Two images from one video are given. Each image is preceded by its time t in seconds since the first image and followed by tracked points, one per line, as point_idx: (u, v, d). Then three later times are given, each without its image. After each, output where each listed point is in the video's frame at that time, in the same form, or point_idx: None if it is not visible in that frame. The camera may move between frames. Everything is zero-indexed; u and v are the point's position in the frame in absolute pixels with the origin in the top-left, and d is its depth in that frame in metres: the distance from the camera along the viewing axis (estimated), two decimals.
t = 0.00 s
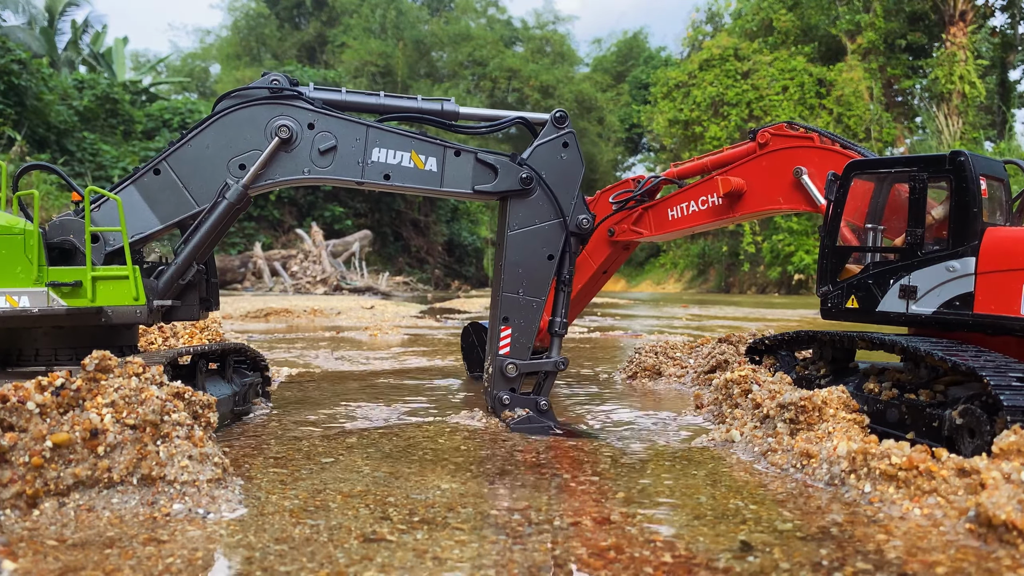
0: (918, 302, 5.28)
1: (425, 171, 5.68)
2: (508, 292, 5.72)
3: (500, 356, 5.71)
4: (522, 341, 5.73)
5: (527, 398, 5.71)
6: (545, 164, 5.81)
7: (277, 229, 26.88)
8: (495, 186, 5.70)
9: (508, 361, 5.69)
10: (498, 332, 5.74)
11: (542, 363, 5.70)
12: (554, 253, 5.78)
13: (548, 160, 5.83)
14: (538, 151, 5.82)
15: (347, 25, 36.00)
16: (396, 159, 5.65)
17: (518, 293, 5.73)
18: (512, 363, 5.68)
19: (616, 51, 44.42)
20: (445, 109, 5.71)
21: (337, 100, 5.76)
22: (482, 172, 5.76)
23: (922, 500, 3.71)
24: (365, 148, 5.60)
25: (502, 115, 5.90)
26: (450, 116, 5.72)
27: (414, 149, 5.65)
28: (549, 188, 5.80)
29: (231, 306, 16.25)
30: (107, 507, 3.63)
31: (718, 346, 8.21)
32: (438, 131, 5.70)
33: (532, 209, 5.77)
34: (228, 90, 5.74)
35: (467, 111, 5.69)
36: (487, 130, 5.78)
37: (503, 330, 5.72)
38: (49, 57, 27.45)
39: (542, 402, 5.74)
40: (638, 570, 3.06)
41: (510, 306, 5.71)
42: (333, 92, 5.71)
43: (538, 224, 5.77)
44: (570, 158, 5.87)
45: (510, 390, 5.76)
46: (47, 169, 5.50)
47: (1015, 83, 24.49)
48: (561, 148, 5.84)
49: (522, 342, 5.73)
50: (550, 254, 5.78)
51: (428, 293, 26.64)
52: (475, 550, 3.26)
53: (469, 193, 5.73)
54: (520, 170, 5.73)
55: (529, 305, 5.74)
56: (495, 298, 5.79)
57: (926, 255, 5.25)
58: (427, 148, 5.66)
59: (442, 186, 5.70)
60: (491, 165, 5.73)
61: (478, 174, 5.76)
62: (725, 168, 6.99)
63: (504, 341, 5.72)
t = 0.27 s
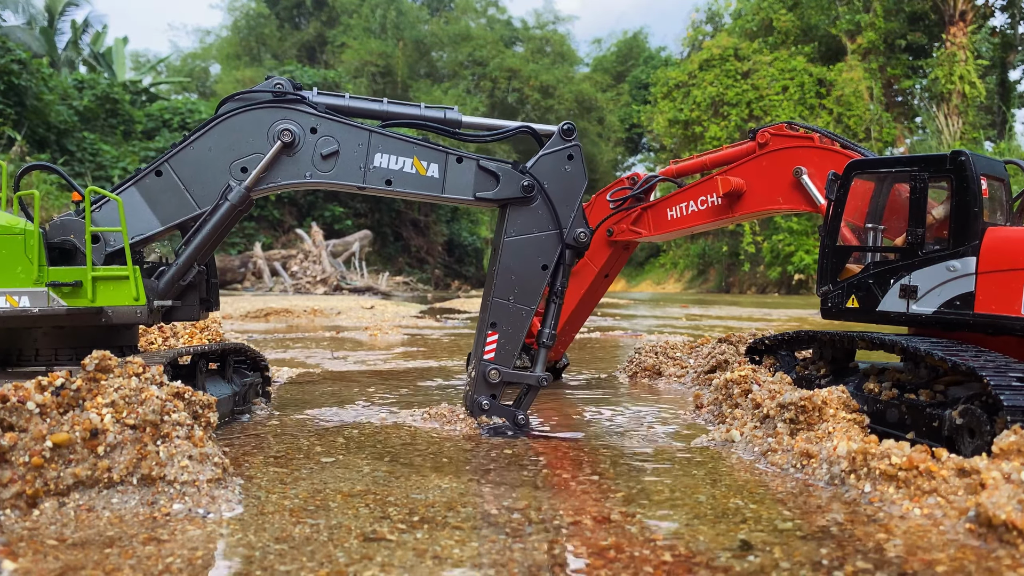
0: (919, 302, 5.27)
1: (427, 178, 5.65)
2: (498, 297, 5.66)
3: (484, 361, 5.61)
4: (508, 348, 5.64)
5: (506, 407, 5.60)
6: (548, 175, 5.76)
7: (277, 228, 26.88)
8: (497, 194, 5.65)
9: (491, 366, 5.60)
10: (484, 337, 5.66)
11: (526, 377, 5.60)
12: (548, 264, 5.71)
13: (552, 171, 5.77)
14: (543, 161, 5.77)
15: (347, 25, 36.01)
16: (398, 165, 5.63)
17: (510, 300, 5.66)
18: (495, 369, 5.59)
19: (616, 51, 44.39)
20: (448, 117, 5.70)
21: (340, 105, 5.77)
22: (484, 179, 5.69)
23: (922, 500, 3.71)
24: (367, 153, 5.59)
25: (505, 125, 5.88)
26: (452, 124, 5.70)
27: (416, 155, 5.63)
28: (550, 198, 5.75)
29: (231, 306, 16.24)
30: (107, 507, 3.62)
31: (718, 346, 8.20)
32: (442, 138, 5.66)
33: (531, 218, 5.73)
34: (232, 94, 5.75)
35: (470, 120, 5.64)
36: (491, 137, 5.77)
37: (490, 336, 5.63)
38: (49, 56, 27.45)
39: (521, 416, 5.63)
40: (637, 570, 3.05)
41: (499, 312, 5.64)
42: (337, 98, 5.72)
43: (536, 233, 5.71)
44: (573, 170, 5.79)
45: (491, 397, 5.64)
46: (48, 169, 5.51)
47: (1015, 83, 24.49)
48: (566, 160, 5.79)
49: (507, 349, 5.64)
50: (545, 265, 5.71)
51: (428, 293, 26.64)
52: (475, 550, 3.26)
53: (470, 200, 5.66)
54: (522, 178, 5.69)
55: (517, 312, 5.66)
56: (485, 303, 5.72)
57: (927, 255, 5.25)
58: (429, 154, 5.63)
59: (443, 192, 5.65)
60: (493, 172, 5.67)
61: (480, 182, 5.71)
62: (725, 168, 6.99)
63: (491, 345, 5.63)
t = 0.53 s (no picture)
0: (919, 302, 5.28)
1: (429, 183, 5.64)
2: (494, 303, 5.70)
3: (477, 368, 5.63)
4: (503, 354, 5.67)
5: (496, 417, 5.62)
6: (551, 183, 5.78)
7: (277, 228, 26.88)
8: (499, 201, 5.66)
9: (484, 373, 5.62)
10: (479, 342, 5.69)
11: (519, 389, 5.61)
12: (546, 272, 5.76)
13: (554, 180, 5.79)
14: (545, 169, 5.80)
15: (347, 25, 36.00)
16: (400, 170, 5.61)
17: (506, 306, 5.70)
18: (489, 375, 5.61)
19: (616, 51, 44.38)
20: (450, 124, 5.74)
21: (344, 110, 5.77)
22: (486, 186, 5.70)
23: (922, 500, 3.70)
24: (369, 158, 5.58)
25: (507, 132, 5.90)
26: (456, 130, 5.76)
27: (418, 160, 5.62)
28: (551, 206, 5.77)
29: (231, 306, 16.24)
30: (107, 506, 3.63)
31: (717, 346, 8.21)
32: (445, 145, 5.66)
33: (531, 225, 5.76)
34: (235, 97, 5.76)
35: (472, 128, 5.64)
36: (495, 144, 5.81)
37: (485, 342, 5.66)
38: (49, 56, 27.45)
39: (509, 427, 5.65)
40: (637, 570, 3.05)
41: (495, 318, 5.67)
42: (340, 102, 5.72)
43: (535, 241, 5.75)
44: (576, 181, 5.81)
45: (484, 403, 5.67)
46: (49, 169, 5.51)
47: (1015, 83, 24.51)
48: (569, 169, 5.80)
49: (502, 356, 5.68)
50: (542, 272, 5.76)
51: (428, 293, 26.63)
52: (475, 549, 3.26)
53: (472, 206, 5.67)
54: (524, 185, 5.71)
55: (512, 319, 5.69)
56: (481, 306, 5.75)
57: (927, 255, 5.25)
58: (432, 159, 5.62)
59: (445, 199, 5.65)
60: (495, 179, 5.68)
61: (482, 189, 5.71)
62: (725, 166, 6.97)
63: (485, 351, 5.67)
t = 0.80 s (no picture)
0: (919, 302, 5.28)
1: (429, 182, 5.64)
2: (494, 300, 5.69)
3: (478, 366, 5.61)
4: (503, 352, 5.67)
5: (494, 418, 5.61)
6: (552, 182, 5.75)
7: (277, 229, 26.90)
8: (499, 199, 5.67)
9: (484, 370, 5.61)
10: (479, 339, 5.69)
11: (517, 392, 5.56)
12: (546, 271, 5.74)
13: (553, 177, 5.77)
14: (545, 168, 5.77)
15: (347, 25, 35.99)
16: (400, 169, 5.62)
17: (507, 304, 5.69)
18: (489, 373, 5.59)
19: (616, 51, 44.37)
20: (450, 122, 5.70)
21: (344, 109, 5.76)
22: (486, 185, 5.70)
23: (922, 500, 3.70)
24: (369, 157, 5.58)
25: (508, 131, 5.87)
26: (455, 129, 5.72)
27: (418, 159, 5.62)
28: (551, 205, 5.75)
29: (231, 306, 16.25)
30: (107, 507, 3.63)
31: (717, 346, 8.21)
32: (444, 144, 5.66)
33: (531, 224, 5.74)
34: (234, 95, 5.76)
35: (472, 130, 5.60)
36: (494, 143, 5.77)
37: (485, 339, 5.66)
38: (49, 57, 27.46)
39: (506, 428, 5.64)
40: (637, 569, 3.05)
41: (495, 316, 5.67)
42: (340, 101, 5.72)
43: (535, 240, 5.74)
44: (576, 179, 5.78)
45: (484, 400, 5.65)
46: (48, 169, 5.50)
47: (1015, 83, 24.52)
48: (569, 167, 5.77)
49: (502, 354, 5.67)
50: (542, 271, 5.74)
51: (428, 293, 26.63)
52: (475, 549, 3.27)
53: (472, 205, 5.67)
54: (524, 183, 5.69)
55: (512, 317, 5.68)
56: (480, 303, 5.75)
57: (927, 255, 5.24)
58: (432, 158, 5.63)
59: (445, 197, 5.64)
60: (495, 178, 5.69)
61: (482, 188, 5.71)
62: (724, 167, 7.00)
63: (485, 349, 5.66)
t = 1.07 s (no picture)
0: (919, 302, 5.27)
1: (426, 170, 5.65)
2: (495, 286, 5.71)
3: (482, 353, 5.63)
4: (505, 337, 5.68)
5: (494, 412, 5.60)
6: (549, 166, 5.77)
7: (277, 228, 26.90)
8: (496, 184, 5.68)
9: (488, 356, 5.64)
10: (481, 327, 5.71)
11: (519, 380, 5.61)
12: (546, 256, 5.76)
13: (550, 161, 5.78)
14: (542, 152, 5.79)
15: (347, 25, 35.97)
16: (397, 158, 5.62)
17: (508, 289, 5.70)
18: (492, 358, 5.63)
19: (616, 51, 44.35)
20: (445, 110, 5.70)
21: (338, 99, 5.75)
22: (483, 170, 5.72)
23: (922, 500, 3.70)
24: (365, 147, 5.58)
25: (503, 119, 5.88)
26: (450, 116, 5.72)
27: (415, 147, 5.62)
28: (549, 189, 5.76)
29: (231, 306, 16.25)
30: (107, 506, 3.63)
31: (718, 346, 8.23)
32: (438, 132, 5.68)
33: (531, 208, 5.75)
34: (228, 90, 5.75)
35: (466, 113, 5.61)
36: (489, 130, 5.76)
37: (488, 325, 5.68)
38: (49, 56, 27.48)
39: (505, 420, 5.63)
40: (637, 570, 3.06)
41: (497, 302, 5.69)
42: (334, 92, 5.71)
43: (534, 225, 5.75)
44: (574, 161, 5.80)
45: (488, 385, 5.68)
46: (47, 169, 5.48)
47: (1015, 83, 24.51)
48: (565, 151, 5.79)
49: (505, 339, 5.68)
50: (542, 255, 5.75)
51: (428, 293, 26.64)
52: (476, 550, 3.26)
53: (470, 191, 5.68)
54: (521, 168, 5.71)
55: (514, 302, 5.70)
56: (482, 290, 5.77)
57: (926, 255, 5.24)
58: (428, 146, 5.63)
59: (443, 184, 5.66)
60: (492, 163, 5.70)
61: (479, 173, 5.73)
62: (724, 167, 6.99)
63: (488, 335, 5.67)
